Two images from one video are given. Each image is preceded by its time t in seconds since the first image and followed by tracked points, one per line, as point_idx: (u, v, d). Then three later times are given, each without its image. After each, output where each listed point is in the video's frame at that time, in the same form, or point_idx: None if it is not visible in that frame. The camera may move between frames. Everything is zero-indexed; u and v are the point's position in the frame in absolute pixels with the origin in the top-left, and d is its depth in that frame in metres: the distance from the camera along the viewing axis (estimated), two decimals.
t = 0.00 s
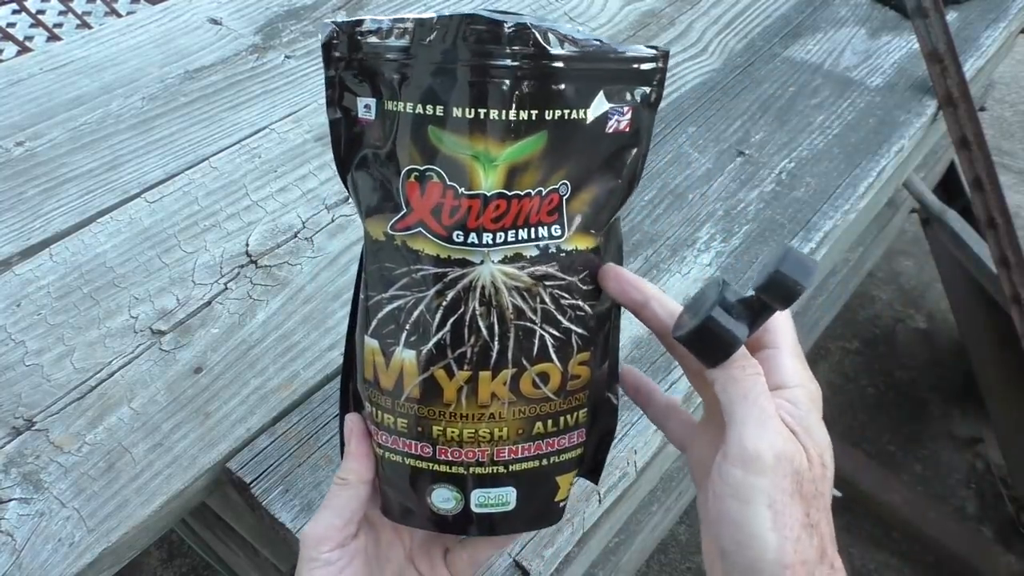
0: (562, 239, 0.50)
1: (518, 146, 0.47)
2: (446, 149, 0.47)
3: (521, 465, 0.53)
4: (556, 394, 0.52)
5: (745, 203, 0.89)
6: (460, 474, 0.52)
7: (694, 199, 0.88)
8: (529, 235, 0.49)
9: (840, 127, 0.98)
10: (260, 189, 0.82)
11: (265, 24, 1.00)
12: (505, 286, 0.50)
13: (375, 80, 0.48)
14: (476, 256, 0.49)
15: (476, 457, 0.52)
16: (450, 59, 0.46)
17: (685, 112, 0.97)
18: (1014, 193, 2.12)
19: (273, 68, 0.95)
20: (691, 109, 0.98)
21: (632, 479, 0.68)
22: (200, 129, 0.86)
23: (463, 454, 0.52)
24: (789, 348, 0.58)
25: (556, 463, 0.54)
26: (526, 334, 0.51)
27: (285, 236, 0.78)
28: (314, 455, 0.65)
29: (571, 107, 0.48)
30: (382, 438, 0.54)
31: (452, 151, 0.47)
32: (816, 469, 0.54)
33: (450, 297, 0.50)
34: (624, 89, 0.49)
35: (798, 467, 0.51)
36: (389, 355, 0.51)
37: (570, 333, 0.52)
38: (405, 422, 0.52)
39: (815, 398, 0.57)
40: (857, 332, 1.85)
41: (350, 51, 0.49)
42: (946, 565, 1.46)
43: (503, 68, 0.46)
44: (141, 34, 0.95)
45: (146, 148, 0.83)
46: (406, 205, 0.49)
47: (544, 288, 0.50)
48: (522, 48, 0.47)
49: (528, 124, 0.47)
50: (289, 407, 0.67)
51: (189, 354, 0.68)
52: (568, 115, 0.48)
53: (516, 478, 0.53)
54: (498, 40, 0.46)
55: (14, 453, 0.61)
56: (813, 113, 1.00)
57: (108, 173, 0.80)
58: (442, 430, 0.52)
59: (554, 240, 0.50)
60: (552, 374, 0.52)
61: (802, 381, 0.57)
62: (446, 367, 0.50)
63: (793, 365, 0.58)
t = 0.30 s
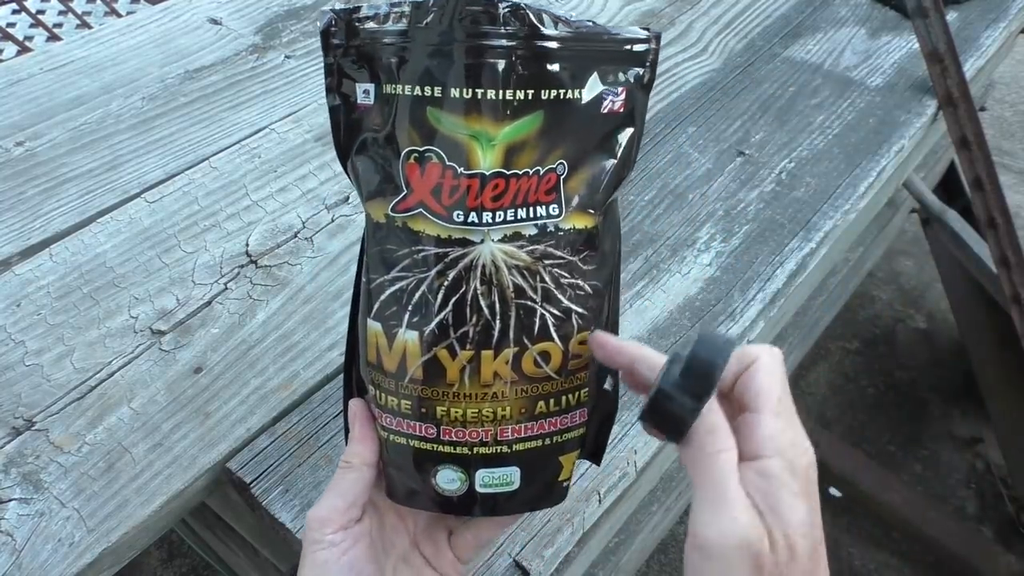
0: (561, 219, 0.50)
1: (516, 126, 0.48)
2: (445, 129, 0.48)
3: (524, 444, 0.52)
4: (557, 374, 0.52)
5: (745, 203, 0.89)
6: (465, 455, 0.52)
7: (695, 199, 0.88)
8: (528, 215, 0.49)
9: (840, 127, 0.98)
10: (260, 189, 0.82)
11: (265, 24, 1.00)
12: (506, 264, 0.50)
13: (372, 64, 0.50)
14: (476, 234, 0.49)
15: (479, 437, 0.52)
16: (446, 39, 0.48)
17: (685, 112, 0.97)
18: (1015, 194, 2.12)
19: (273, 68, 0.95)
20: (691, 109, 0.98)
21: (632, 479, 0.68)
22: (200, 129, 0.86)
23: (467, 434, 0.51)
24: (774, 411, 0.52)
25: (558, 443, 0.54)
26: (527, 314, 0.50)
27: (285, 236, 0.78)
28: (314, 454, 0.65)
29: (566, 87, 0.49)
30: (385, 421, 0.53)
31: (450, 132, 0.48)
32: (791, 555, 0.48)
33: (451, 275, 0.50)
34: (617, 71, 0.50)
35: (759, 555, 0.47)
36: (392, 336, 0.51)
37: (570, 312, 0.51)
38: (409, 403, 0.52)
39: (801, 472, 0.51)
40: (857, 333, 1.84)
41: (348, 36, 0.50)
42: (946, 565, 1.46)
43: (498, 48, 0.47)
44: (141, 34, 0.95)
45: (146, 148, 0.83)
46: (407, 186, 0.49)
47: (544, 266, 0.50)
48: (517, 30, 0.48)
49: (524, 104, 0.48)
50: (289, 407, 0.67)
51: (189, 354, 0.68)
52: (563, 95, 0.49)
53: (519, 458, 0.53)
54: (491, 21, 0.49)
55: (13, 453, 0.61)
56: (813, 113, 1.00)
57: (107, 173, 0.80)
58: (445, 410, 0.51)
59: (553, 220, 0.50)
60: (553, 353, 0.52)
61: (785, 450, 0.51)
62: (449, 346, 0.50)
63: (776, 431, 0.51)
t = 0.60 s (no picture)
0: (563, 217, 0.50)
1: (520, 128, 0.48)
2: (452, 131, 0.49)
3: (528, 435, 0.52)
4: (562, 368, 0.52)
5: (745, 203, 0.89)
6: (471, 446, 0.52)
7: (695, 199, 0.88)
8: (531, 212, 0.49)
9: (840, 127, 0.98)
10: (260, 189, 0.82)
11: (265, 24, 1.00)
12: (509, 259, 0.50)
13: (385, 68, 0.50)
14: (481, 231, 0.49)
15: (485, 429, 0.52)
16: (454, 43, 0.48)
17: (685, 112, 0.97)
18: (1014, 194, 2.12)
19: (273, 68, 0.95)
20: (691, 109, 0.98)
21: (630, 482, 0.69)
22: (200, 129, 0.86)
23: (473, 425, 0.51)
24: (711, 436, 0.53)
25: (562, 434, 0.54)
26: (530, 309, 0.51)
27: (285, 236, 0.78)
28: (314, 455, 0.65)
29: (570, 89, 0.49)
30: (394, 412, 0.53)
31: (456, 133, 0.49)
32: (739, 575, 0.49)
33: (457, 270, 0.50)
34: (618, 72, 0.50)
35: None
36: (400, 330, 0.51)
37: (573, 308, 0.51)
38: (417, 395, 0.52)
39: (744, 491, 0.51)
40: (857, 333, 1.84)
41: (360, 40, 0.51)
42: (946, 565, 1.45)
43: (503, 52, 0.48)
44: (142, 34, 0.95)
45: (146, 148, 0.83)
46: (415, 184, 0.50)
47: (548, 263, 0.50)
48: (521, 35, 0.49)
49: (527, 107, 0.48)
50: (289, 407, 0.67)
51: (189, 354, 0.68)
52: (565, 97, 0.49)
53: (524, 449, 0.53)
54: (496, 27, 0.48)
55: (13, 453, 0.61)
56: (814, 113, 1.00)
57: (107, 172, 0.80)
58: (451, 403, 0.51)
59: (555, 218, 0.50)
60: (557, 348, 0.52)
61: (724, 474, 0.52)
62: (455, 338, 0.50)
63: (713, 456, 0.52)
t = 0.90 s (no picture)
0: (551, 226, 0.50)
1: (509, 142, 0.49)
2: (443, 147, 0.49)
3: (520, 438, 0.52)
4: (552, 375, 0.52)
5: (745, 203, 0.89)
6: (465, 448, 0.52)
7: (695, 199, 0.88)
8: (519, 222, 0.49)
9: (840, 127, 0.98)
10: (260, 189, 0.82)
11: (265, 24, 1.00)
12: (497, 268, 0.50)
13: (378, 86, 0.51)
14: (470, 240, 0.49)
15: (477, 432, 0.51)
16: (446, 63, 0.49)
17: (685, 112, 0.97)
18: (1015, 193, 2.12)
19: (273, 68, 0.95)
20: (691, 109, 0.98)
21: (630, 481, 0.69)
22: (200, 130, 0.86)
23: (465, 429, 0.51)
24: (698, 437, 0.54)
25: (552, 438, 0.53)
26: (519, 316, 0.50)
27: (285, 236, 0.78)
28: (314, 454, 0.65)
29: (557, 104, 0.49)
30: (391, 416, 0.54)
31: (444, 147, 0.49)
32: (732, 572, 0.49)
33: (447, 279, 0.50)
34: (605, 87, 0.50)
35: None
36: (394, 338, 0.51)
37: (562, 315, 0.51)
38: (412, 400, 0.52)
39: (731, 488, 0.51)
40: (857, 333, 1.84)
41: (356, 60, 0.52)
42: (945, 565, 1.45)
43: (493, 70, 0.48)
44: (142, 34, 0.95)
45: (145, 148, 0.83)
46: (407, 195, 0.50)
47: (535, 271, 0.50)
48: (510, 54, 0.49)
49: (516, 123, 0.48)
50: (289, 407, 0.67)
51: (189, 354, 0.68)
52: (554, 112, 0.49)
53: (516, 452, 0.52)
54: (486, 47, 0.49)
55: (13, 453, 0.61)
56: (814, 113, 1.00)
57: (107, 172, 0.80)
58: (444, 408, 0.51)
59: (544, 227, 0.50)
60: (547, 355, 0.51)
61: (712, 473, 0.52)
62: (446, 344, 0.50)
63: (700, 456, 0.53)
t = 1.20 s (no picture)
0: (556, 231, 0.50)
1: (515, 146, 0.49)
2: (449, 150, 0.49)
3: (522, 442, 0.52)
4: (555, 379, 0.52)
5: (745, 203, 0.89)
6: (467, 451, 0.52)
7: (695, 199, 0.88)
8: (524, 226, 0.49)
9: (840, 127, 0.98)
10: (260, 189, 0.82)
11: (265, 24, 1.00)
12: (502, 272, 0.49)
13: (386, 90, 0.51)
14: (474, 245, 0.49)
15: (479, 435, 0.51)
16: (452, 68, 0.48)
17: (684, 112, 0.97)
18: (1014, 194, 2.12)
19: (273, 68, 0.95)
20: (691, 109, 0.98)
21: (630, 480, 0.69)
22: (200, 129, 0.86)
23: (468, 432, 0.51)
24: (708, 426, 0.54)
25: (554, 442, 0.53)
26: (523, 320, 0.50)
27: (285, 236, 0.78)
28: (314, 454, 0.65)
29: (564, 109, 0.49)
30: (393, 417, 0.54)
31: (450, 151, 0.49)
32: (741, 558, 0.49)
33: (450, 282, 0.50)
34: (612, 93, 0.50)
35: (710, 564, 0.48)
36: (397, 339, 0.51)
37: (565, 320, 0.51)
38: (415, 402, 0.52)
39: (739, 476, 0.52)
40: (857, 333, 1.84)
41: (364, 62, 0.51)
42: (945, 564, 1.45)
43: (500, 75, 0.48)
44: (141, 34, 0.95)
45: (145, 147, 0.83)
46: (411, 198, 0.50)
47: (539, 276, 0.50)
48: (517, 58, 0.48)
49: (522, 127, 0.48)
50: (289, 407, 0.67)
51: (189, 354, 0.68)
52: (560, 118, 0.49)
53: (518, 457, 0.52)
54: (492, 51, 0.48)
55: (13, 453, 0.61)
56: (814, 113, 1.00)
57: (107, 172, 0.80)
58: (446, 411, 0.51)
59: (548, 231, 0.50)
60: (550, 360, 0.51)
61: (722, 461, 0.52)
62: (449, 347, 0.50)
63: (711, 445, 0.53)
